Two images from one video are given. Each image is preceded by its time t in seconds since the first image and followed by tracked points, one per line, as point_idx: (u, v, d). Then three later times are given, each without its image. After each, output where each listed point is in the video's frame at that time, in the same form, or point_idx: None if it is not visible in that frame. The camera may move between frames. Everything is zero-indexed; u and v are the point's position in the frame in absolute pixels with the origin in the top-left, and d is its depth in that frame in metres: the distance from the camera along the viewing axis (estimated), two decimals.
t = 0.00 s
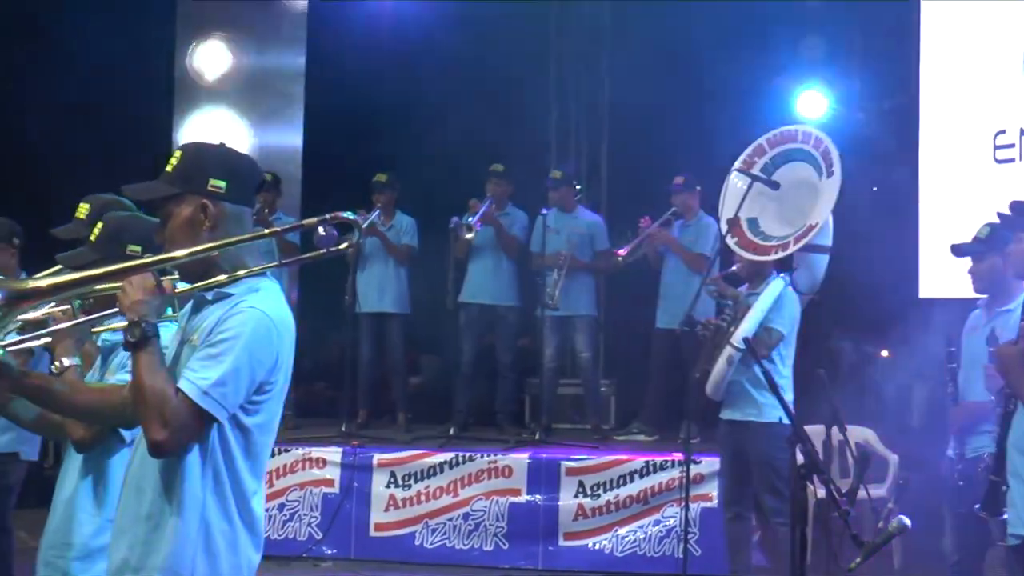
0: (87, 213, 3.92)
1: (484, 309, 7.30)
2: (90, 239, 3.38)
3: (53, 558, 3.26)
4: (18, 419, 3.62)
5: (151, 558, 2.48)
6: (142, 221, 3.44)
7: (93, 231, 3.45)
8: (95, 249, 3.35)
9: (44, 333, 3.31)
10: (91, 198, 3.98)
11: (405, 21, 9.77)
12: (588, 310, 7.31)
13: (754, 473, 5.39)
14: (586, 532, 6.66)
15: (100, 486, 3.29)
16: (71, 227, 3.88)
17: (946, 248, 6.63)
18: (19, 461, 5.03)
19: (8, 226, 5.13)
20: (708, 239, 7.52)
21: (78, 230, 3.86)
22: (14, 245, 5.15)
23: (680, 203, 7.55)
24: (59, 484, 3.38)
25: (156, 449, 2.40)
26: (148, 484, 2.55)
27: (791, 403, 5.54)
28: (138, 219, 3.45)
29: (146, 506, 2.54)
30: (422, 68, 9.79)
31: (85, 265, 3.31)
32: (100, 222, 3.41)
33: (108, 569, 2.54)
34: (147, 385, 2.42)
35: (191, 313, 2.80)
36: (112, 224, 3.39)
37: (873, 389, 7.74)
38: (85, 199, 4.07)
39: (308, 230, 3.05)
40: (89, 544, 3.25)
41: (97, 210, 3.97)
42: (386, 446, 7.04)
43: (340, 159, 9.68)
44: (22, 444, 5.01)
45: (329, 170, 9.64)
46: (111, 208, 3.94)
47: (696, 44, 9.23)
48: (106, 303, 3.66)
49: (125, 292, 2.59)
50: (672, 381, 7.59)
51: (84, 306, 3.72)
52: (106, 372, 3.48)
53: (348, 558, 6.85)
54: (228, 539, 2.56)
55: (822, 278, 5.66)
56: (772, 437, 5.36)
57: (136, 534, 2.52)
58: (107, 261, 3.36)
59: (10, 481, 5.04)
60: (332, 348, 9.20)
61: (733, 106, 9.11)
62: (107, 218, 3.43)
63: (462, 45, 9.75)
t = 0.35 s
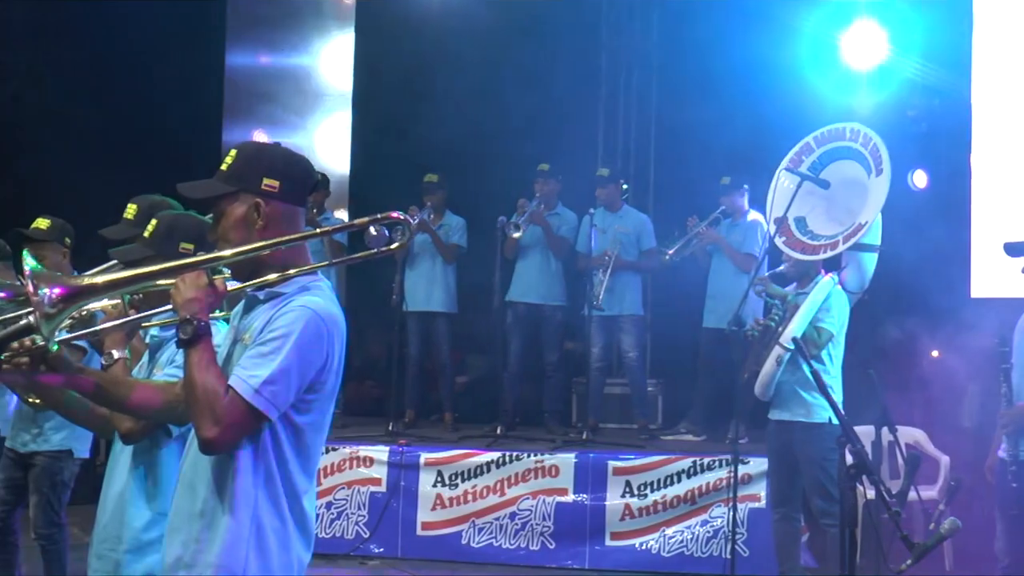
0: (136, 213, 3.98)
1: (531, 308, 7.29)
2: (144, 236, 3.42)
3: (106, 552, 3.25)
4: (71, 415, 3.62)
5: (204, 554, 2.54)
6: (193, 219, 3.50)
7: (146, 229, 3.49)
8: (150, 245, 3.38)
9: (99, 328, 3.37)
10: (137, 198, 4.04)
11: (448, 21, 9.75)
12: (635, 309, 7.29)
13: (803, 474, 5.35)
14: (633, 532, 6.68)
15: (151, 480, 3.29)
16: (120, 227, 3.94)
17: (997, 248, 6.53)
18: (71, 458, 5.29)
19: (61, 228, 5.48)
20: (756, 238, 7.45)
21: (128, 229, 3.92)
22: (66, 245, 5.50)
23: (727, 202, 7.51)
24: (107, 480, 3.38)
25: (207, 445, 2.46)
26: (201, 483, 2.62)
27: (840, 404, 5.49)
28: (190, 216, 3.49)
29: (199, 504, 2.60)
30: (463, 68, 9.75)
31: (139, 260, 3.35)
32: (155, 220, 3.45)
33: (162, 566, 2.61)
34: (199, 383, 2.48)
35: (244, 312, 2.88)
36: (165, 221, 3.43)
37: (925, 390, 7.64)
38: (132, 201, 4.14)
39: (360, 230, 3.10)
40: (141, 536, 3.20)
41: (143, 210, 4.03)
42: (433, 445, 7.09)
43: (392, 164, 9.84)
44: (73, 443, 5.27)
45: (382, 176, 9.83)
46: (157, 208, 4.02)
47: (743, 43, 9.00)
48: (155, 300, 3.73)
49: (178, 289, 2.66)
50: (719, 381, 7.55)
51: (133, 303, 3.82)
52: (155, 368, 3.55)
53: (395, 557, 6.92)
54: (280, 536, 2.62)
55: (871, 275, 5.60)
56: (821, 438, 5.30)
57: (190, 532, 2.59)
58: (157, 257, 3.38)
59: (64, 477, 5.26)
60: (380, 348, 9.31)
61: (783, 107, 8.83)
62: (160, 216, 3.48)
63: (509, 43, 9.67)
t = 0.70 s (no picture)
0: (181, 213, 4.06)
1: (575, 308, 7.26)
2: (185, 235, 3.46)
3: (155, 546, 3.26)
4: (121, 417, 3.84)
5: (250, 553, 2.59)
6: (235, 219, 3.55)
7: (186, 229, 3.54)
8: (191, 244, 3.42)
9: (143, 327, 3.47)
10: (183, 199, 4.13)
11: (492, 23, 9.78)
12: (678, 309, 7.27)
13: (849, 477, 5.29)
14: (677, 532, 6.68)
15: (195, 472, 3.32)
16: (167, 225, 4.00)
17: None
18: (117, 459, 5.44)
19: (110, 232, 5.58)
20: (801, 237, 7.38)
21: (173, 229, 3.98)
22: (117, 247, 5.61)
23: (771, 201, 7.45)
24: (151, 478, 3.41)
25: (254, 445, 2.54)
26: (248, 483, 2.67)
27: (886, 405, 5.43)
28: (232, 217, 3.55)
29: (245, 503, 2.65)
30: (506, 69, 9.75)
31: (181, 259, 3.37)
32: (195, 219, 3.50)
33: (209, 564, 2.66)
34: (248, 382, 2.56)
35: (290, 313, 2.93)
36: (207, 220, 3.48)
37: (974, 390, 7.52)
38: (179, 201, 4.22)
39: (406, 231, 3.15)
40: (188, 529, 3.25)
41: (189, 210, 4.11)
42: (476, 444, 7.13)
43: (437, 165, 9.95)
44: (119, 444, 5.42)
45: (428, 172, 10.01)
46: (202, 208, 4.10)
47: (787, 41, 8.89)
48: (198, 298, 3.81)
49: (226, 290, 2.77)
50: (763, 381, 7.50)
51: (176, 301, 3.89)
52: (197, 366, 3.61)
53: (439, 556, 6.96)
54: (325, 537, 2.67)
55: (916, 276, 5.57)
56: (865, 439, 5.26)
57: (236, 531, 2.64)
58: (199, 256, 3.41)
59: (110, 477, 5.41)
60: (422, 347, 9.36)
61: (827, 104, 8.72)
62: (201, 215, 3.53)
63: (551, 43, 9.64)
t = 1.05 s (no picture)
0: (228, 213, 4.14)
1: (618, 307, 7.24)
2: (226, 236, 3.55)
3: (197, 541, 3.41)
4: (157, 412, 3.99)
5: (293, 552, 2.64)
6: (276, 220, 3.63)
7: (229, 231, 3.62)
8: (232, 245, 3.52)
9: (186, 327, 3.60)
10: (229, 198, 4.21)
11: (534, 23, 9.78)
12: (721, 308, 7.25)
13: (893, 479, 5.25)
14: (720, 533, 6.65)
15: (239, 465, 3.38)
16: (213, 225, 4.10)
17: None
18: (161, 457, 5.60)
19: (157, 232, 5.73)
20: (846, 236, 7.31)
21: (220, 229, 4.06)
22: (163, 247, 5.75)
23: (815, 200, 7.39)
24: (196, 471, 3.51)
25: (299, 446, 2.57)
26: (291, 482, 2.72)
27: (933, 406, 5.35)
28: (273, 219, 3.62)
29: (288, 502, 2.70)
30: (548, 70, 9.73)
31: (222, 260, 3.49)
32: (236, 221, 3.58)
33: (253, 562, 2.72)
34: (291, 383, 2.61)
35: (332, 313, 2.98)
36: (247, 222, 3.56)
37: None
38: (226, 200, 4.29)
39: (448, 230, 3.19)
40: (230, 525, 3.35)
41: (235, 209, 4.18)
42: (520, 444, 7.17)
43: (479, 166, 9.93)
44: (163, 442, 5.56)
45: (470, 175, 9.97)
46: (248, 208, 4.17)
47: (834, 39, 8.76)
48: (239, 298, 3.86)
49: (270, 291, 2.78)
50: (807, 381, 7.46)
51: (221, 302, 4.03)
52: (238, 363, 3.71)
53: (481, 555, 7.00)
54: (368, 535, 2.72)
55: (962, 275, 5.45)
56: (911, 440, 5.21)
57: (279, 529, 2.69)
58: (241, 258, 3.51)
59: (154, 474, 5.57)
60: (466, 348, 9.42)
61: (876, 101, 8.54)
62: (242, 217, 3.61)
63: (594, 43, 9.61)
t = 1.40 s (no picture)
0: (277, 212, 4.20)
1: (663, 307, 7.21)
2: (267, 238, 3.65)
3: (245, 538, 3.47)
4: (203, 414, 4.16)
5: (342, 549, 2.68)
6: (316, 221, 3.72)
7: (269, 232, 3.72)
8: (274, 247, 3.60)
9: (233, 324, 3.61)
10: (278, 198, 4.29)
11: (579, 22, 9.77)
12: (767, 308, 7.19)
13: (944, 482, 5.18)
14: (766, 533, 6.62)
15: (286, 468, 3.48)
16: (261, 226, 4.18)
17: None
18: (210, 451, 5.79)
19: (202, 227, 5.92)
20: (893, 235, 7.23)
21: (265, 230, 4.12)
22: (208, 242, 5.94)
23: (863, 198, 7.30)
24: (239, 470, 3.55)
25: (347, 443, 2.62)
26: (340, 480, 2.76)
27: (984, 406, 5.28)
28: (314, 220, 3.72)
29: (337, 500, 2.74)
30: (594, 69, 9.70)
31: (265, 262, 3.57)
32: (276, 223, 3.67)
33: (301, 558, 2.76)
34: (338, 381, 2.65)
35: (379, 312, 3.03)
36: (287, 224, 3.66)
37: None
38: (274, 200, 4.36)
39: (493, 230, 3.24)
40: (278, 523, 3.46)
41: (285, 208, 4.24)
42: (565, 443, 7.18)
43: (525, 166, 9.94)
44: (211, 437, 5.76)
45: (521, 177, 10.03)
46: (296, 208, 4.25)
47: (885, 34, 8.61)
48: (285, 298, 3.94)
49: (318, 289, 2.83)
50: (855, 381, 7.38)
51: (266, 301, 4.03)
52: (285, 363, 3.76)
53: (527, 554, 7.01)
54: (414, 534, 2.76)
55: (1013, 274, 5.36)
56: (962, 441, 5.14)
57: (328, 527, 2.73)
58: (282, 259, 3.59)
59: (205, 469, 5.77)
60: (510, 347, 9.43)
61: (927, 101, 8.47)
62: (282, 219, 3.71)
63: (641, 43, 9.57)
